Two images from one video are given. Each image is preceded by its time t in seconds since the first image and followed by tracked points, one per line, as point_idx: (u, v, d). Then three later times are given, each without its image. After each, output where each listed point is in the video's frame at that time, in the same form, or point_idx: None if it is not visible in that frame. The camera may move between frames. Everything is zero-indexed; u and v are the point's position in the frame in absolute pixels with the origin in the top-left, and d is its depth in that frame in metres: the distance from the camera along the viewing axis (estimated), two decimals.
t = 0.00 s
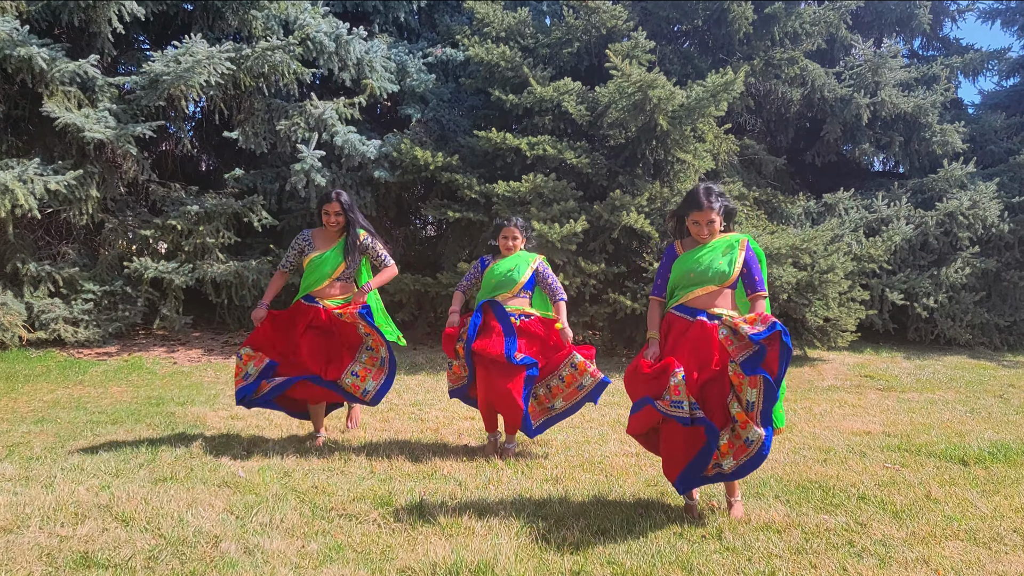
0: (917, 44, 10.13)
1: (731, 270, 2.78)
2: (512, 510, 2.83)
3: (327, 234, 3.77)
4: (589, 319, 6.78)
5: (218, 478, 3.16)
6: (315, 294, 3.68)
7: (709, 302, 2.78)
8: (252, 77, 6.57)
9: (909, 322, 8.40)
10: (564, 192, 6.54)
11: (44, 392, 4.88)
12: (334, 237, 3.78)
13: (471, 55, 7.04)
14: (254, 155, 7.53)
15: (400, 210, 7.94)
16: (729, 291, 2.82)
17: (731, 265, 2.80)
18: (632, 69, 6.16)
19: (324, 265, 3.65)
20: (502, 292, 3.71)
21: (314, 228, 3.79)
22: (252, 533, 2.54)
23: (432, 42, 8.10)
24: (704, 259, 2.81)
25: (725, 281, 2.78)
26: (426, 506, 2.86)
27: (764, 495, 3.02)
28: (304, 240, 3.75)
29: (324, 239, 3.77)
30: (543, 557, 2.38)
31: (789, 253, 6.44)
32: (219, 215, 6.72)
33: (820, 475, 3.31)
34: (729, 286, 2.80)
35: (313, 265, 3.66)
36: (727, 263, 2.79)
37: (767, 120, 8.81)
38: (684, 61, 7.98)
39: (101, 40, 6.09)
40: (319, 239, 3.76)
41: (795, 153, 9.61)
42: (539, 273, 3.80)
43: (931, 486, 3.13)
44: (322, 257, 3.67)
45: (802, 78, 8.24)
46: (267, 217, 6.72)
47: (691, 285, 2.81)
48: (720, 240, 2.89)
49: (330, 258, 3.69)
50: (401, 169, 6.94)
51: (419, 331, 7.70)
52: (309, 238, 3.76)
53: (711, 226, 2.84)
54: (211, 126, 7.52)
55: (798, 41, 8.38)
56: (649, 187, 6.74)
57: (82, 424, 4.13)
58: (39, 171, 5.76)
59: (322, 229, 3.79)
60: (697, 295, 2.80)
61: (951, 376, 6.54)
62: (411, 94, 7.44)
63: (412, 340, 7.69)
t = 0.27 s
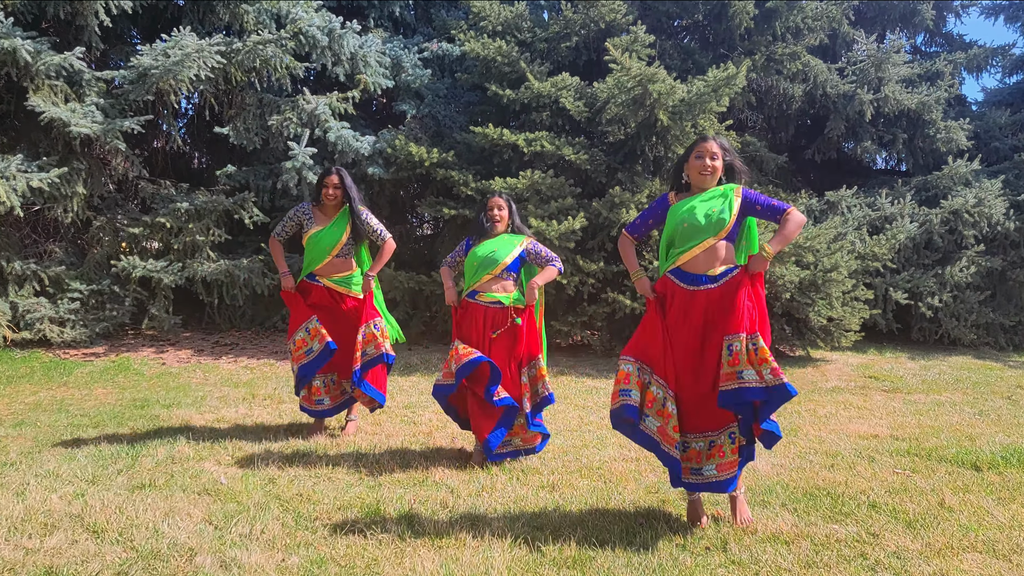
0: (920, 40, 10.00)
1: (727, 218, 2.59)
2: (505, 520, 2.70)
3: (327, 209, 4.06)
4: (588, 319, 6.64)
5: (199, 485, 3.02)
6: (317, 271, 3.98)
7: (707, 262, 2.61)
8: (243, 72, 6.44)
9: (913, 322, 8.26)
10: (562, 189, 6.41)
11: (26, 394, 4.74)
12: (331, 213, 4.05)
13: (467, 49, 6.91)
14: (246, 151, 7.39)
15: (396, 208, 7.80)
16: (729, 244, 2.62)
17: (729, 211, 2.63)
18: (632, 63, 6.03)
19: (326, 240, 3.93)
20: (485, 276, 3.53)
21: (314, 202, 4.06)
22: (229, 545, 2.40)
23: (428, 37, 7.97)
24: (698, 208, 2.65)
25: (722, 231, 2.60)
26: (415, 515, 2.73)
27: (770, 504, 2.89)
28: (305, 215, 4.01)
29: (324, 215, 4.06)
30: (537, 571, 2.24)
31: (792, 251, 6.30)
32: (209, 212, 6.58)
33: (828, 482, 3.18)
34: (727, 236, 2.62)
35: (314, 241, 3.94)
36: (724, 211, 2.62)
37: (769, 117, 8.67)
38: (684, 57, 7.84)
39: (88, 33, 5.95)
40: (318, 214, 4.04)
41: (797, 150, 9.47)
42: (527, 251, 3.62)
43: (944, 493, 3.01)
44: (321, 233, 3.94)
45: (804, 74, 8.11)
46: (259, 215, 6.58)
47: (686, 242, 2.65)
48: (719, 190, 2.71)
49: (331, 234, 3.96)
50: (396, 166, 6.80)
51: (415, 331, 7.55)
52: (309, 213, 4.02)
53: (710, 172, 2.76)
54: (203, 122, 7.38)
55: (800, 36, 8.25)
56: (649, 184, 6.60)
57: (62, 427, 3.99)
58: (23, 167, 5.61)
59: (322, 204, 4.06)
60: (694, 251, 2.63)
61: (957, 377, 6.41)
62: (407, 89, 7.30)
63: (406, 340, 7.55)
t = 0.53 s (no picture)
0: (924, 37, 9.87)
1: (733, 259, 2.46)
2: (504, 530, 2.56)
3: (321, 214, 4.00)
4: (589, 319, 6.51)
5: (183, 493, 2.89)
6: (308, 275, 3.93)
7: (710, 304, 2.49)
8: (236, 66, 6.30)
9: (918, 322, 8.14)
10: (562, 186, 6.28)
11: (11, 396, 4.60)
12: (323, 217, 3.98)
13: (465, 44, 6.77)
14: (240, 148, 7.26)
15: (393, 205, 7.66)
16: (733, 284, 2.50)
17: (735, 251, 2.48)
18: (634, 57, 5.90)
19: (315, 246, 3.85)
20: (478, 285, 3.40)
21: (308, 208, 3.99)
22: (212, 558, 2.27)
23: (426, 33, 7.83)
24: (702, 245, 2.49)
25: (729, 273, 2.48)
26: (409, 525, 2.59)
27: (782, 513, 2.76)
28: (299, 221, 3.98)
29: (317, 218, 4.01)
30: None
31: (797, 250, 6.17)
32: (202, 210, 6.44)
33: (841, 489, 3.05)
34: (732, 278, 2.49)
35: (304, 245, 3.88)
36: (732, 249, 2.47)
37: (772, 113, 8.54)
38: (686, 52, 7.71)
39: (77, 26, 5.81)
40: (312, 219, 3.98)
41: (800, 148, 9.35)
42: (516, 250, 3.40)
43: (963, 501, 2.88)
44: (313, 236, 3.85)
45: (808, 70, 7.98)
46: (253, 212, 6.44)
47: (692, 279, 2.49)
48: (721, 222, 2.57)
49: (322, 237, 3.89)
50: (392, 162, 6.67)
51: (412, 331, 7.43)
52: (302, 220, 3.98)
53: (709, 189, 2.65)
54: (196, 118, 7.25)
55: (804, 31, 8.12)
56: (651, 181, 6.47)
57: (45, 430, 3.86)
58: (10, 163, 5.47)
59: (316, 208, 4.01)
60: (700, 291, 2.49)
61: (965, 378, 6.28)
62: (404, 85, 7.17)
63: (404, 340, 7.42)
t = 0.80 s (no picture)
0: (930, 31, 9.74)
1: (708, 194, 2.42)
2: (507, 535, 2.43)
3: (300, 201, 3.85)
4: (591, 316, 6.37)
5: (170, 496, 2.75)
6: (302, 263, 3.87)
7: (702, 244, 2.46)
8: (231, 59, 6.17)
9: (926, 320, 8.01)
10: (564, 180, 6.14)
11: None
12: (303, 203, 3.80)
13: (465, 35, 6.63)
14: (236, 142, 7.12)
15: (391, 201, 7.52)
16: (721, 220, 2.45)
17: (713, 188, 2.43)
18: (638, 48, 5.76)
19: (299, 237, 3.75)
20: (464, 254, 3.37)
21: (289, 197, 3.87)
22: (198, 566, 2.14)
23: (425, 25, 7.69)
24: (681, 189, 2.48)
25: (714, 207, 2.44)
26: (408, 530, 2.46)
27: (800, 517, 2.62)
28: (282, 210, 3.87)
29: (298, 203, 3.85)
30: None
31: (805, 245, 6.03)
32: (196, 205, 6.29)
33: (859, 491, 2.92)
34: (715, 214, 2.45)
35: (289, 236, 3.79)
36: (710, 187, 2.43)
37: (777, 108, 8.39)
38: (690, 45, 7.57)
39: (67, 16, 5.67)
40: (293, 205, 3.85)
41: (804, 144, 9.21)
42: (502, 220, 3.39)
43: (989, 505, 2.76)
44: (292, 227, 3.76)
45: (814, 64, 7.84)
46: (248, 207, 6.30)
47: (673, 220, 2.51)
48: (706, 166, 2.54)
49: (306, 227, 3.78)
50: (391, 156, 6.52)
51: (411, 329, 7.29)
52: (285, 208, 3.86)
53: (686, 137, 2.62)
54: (192, 112, 7.12)
55: (809, 24, 7.98)
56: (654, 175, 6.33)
57: (30, 430, 3.72)
58: None
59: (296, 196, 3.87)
60: (682, 232, 2.49)
61: (976, 377, 6.15)
62: (402, 78, 7.03)
63: (403, 338, 7.28)
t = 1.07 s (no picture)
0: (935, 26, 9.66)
1: (690, 267, 2.32)
2: (514, 536, 2.34)
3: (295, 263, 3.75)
4: (595, 313, 6.28)
5: (164, 495, 2.66)
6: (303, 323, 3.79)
7: (702, 322, 2.37)
8: (229, 52, 6.08)
9: (932, 317, 7.93)
10: (567, 175, 6.05)
11: None
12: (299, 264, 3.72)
13: (466, 29, 6.54)
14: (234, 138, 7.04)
15: (391, 197, 7.43)
16: (716, 288, 2.35)
17: (689, 257, 2.34)
18: (642, 40, 5.68)
19: (299, 300, 3.66)
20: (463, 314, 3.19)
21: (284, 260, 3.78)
22: (192, 567, 2.05)
23: (425, 19, 7.60)
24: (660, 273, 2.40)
25: (698, 281, 2.33)
26: (410, 531, 2.37)
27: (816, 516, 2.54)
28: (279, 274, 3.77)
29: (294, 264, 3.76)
30: None
31: (812, 241, 5.94)
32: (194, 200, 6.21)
33: (875, 490, 2.83)
34: (707, 284, 2.34)
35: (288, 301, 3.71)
36: (685, 259, 2.34)
37: (781, 103, 8.31)
38: (694, 39, 7.49)
39: (63, 8, 5.58)
40: (290, 267, 3.76)
41: (808, 140, 9.13)
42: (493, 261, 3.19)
43: (1009, 504, 2.67)
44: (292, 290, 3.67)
45: (819, 58, 7.76)
46: (247, 202, 6.22)
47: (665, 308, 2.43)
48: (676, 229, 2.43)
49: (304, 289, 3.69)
50: (391, 151, 6.44)
51: (412, 326, 7.20)
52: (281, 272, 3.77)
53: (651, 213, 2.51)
54: (190, 107, 7.04)
55: (814, 19, 7.90)
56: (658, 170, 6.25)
57: (22, 428, 3.63)
58: None
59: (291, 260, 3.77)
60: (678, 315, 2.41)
61: (985, 374, 6.07)
62: (403, 72, 6.94)
63: (403, 336, 7.20)
